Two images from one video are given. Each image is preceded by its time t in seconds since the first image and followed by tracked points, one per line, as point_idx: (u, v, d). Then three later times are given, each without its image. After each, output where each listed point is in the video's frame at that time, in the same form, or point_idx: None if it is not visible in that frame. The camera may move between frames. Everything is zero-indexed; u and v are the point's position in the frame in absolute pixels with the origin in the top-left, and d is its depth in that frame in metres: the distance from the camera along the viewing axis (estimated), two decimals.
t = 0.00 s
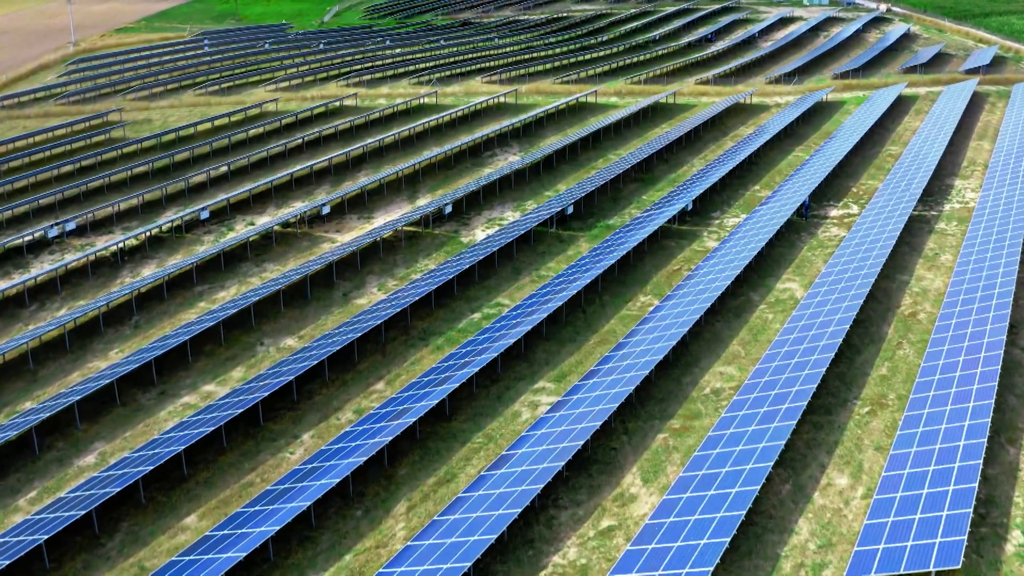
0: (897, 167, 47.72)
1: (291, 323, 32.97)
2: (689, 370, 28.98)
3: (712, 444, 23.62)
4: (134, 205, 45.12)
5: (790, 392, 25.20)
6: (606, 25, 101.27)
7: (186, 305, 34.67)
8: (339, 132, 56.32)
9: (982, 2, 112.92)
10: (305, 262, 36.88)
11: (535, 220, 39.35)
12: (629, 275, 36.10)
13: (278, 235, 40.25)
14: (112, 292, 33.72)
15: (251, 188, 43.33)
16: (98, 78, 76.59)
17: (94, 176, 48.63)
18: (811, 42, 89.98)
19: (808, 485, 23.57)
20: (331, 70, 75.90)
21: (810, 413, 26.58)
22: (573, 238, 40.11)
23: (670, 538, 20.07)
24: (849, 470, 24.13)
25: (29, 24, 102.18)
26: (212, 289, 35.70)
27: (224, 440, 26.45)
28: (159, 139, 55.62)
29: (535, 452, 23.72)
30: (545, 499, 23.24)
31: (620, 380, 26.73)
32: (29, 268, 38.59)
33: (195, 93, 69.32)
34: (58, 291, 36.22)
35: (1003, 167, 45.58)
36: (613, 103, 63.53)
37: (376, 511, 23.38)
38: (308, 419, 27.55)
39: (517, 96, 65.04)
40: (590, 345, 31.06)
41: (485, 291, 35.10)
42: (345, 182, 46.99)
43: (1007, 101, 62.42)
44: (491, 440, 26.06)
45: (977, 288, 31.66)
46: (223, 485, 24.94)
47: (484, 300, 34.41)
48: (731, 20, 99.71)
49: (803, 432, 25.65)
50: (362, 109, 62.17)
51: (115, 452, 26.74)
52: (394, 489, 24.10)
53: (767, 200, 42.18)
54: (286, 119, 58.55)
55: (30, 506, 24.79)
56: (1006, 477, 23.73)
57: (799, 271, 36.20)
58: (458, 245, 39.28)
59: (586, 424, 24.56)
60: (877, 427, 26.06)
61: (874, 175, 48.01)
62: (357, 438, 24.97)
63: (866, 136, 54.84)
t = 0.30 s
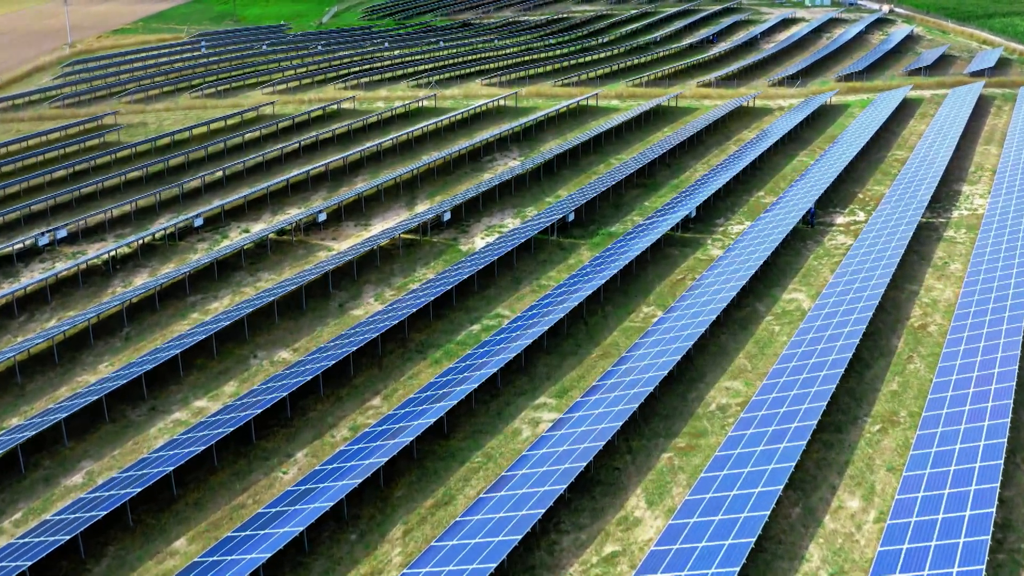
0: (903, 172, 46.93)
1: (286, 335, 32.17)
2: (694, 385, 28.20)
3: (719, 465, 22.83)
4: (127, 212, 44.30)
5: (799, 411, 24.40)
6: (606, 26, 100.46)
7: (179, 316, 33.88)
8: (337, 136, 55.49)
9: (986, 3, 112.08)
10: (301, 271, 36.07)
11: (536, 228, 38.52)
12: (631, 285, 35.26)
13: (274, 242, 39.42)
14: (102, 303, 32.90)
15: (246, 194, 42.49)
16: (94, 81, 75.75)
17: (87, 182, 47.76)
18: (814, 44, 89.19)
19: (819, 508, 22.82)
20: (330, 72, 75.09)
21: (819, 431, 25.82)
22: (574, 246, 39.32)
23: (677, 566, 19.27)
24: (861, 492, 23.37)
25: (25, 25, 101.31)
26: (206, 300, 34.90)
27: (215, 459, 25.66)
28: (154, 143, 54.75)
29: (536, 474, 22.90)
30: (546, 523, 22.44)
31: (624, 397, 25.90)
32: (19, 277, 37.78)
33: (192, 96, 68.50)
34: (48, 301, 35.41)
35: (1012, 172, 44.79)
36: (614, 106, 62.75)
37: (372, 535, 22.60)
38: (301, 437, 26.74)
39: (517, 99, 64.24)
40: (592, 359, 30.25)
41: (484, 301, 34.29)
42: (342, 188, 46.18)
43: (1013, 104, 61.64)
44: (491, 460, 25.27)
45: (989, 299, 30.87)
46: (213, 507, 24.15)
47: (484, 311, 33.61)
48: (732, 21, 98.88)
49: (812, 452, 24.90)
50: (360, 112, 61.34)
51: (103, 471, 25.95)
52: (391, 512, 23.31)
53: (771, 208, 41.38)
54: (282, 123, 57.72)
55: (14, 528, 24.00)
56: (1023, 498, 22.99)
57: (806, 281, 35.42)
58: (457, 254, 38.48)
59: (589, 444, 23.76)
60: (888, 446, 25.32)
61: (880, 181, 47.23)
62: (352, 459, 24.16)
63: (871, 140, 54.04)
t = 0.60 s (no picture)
0: (910, 177, 46.14)
1: (280, 348, 31.35)
2: (699, 401, 27.38)
3: (727, 488, 22.01)
4: (120, 219, 43.45)
5: (809, 430, 23.57)
6: (607, 27, 99.66)
7: (171, 327, 33.06)
8: (334, 140, 54.66)
9: (988, 5, 111.34)
10: (296, 281, 35.24)
11: (537, 235, 37.68)
12: (634, 295, 34.43)
13: (268, 251, 38.60)
14: (92, 315, 32.07)
15: (241, 201, 41.66)
16: (89, 84, 74.88)
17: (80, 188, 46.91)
18: (817, 45, 88.41)
19: (830, 532, 22.03)
20: (327, 74, 74.24)
21: (829, 451, 25.03)
22: (575, 254, 38.50)
23: None
24: (873, 516, 22.58)
25: (21, 27, 100.44)
26: (198, 310, 34.08)
27: (206, 479, 24.82)
28: (148, 147, 53.90)
29: (537, 497, 22.05)
30: (548, 548, 21.63)
31: (628, 415, 25.04)
32: (9, 286, 36.93)
33: (188, 99, 67.64)
34: (38, 312, 34.57)
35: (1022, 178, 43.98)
36: (615, 109, 61.94)
37: (367, 560, 21.79)
38: (295, 456, 25.93)
39: (517, 102, 63.42)
40: (594, 373, 29.45)
41: (484, 312, 33.48)
42: (339, 194, 45.34)
43: (1020, 107, 60.82)
44: (490, 480, 24.45)
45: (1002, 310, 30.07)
46: (203, 530, 23.33)
47: (483, 322, 32.80)
48: (734, 22, 98.06)
49: (823, 473, 24.12)
50: (358, 116, 60.51)
51: (90, 492, 25.12)
52: (387, 536, 22.50)
53: (776, 215, 40.57)
54: (279, 126, 56.87)
55: None
56: None
57: (813, 290, 34.63)
58: (457, 262, 37.65)
59: (591, 465, 22.93)
60: (901, 466, 24.52)
61: (886, 187, 46.45)
62: (346, 480, 23.33)
63: (877, 144, 53.23)
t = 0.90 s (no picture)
0: (917, 183, 45.34)
1: (274, 362, 30.54)
2: (705, 418, 26.57)
3: (736, 513, 21.17)
4: (112, 226, 42.62)
5: (821, 450, 22.74)
6: (608, 28, 98.91)
7: (162, 340, 32.28)
8: (331, 144, 53.82)
9: (991, 6, 110.62)
10: (291, 291, 34.41)
11: (538, 244, 36.84)
12: (637, 306, 33.61)
13: (263, 260, 37.77)
14: (81, 327, 31.27)
15: (236, 208, 40.83)
16: (85, 86, 74.04)
17: (72, 194, 46.08)
18: (819, 47, 87.67)
19: (842, 559, 21.23)
20: (325, 76, 73.45)
21: (840, 471, 24.24)
22: (577, 263, 37.68)
23: None
24: (887, 541, 21.77)
25: (17, 28, 99.69)
26: (190, 322, 33.28)
27: (196, 501, 23.99)
28: (142, 151, 53.05)
29: (539, 521, 21.20)
30: None
31: (632, 434, 24.18)
32: None
33: (184, 102, 66.83)
34: (26, 322, 33.73)
35: None
36: (617, 112, 61.14)
37: None
38: (288, 476, 25.11)
39: (517, 105, 62.59)
40: (597, 388, 28.63)
41: (483, 324, 32.65)
42: (336, 200, 44.52)
43: None
44: (490, 503, 23.63)
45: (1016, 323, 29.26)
46: (193, 554, 22.50)
47: (482, 334, 31.98)
48: (736, 23, 97.37)
49: (834, 495, 23.34)
50: (355, 119, 59.67)
51: (77, 514, 24.30)
52: (382, 562, 21.68)
53: (782, 222, 39.72)
54: (275, 130, 56.04)
55: None
56: None
57: (821, 301, 33.82)
58: (455, 271, 36.81)
59: (594, 488, 22.09)
60: (915, 488, 23.71)
61: (893, 193, 45.63)
62: (340, 503, 22.47)
63: (882, 149, 52.43)
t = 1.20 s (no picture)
0: (925, 188, 44.48)
1: (268, 376, 29.72)
2: (711, 437, 25.75)
3: (744, 540, 20.34)
4: (104, 233, 41.77)
5: (832, 473, 21.90)
6: (608, 29, 98.09)
7: (152, 353, 31.47)
8: (328, 149, 52.96)
9: (995, 7, 109.77)
10: (286, 302, 33.57)
11: (538, 253, 36.00)
12: (640, 317, 32.79)
13: (257, 269, 36.92)
14: (69, 340, 30.44)
15: (230, 215, 39.98)
16: (80, 88, 73.23)
17: (63, 200, 45.23)
18: (823, 48, 86.84)
19: None
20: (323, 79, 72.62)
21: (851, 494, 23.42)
22: (578, 272, 36.84)
23: None
24: (901, 569, 20.97)
25: (13, 29, 98.90)
26: (182, 334, 32.48)
27: (184, 525, 23.11)
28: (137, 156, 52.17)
29: (539, 548, 20.33)
30: None
31: (636, 455, 23.31)
32: None
33: (179, 104, 66.00)
34: (13, 334, 32.89)
35: None
36: (618, 116, 60.32)
37: None
38: (280, 498, 24.28)
39: (517, 109, 61.73)
40: (599, 404, 27.81)
41: (483, 336, 31.82)
42: (333, 207, 43.68)
43: None
44: (489, 526, 22.80)
45: None
46: None
47: (481, 347, 31.14)
48: (739, 24, 96.59)
49: (845, 519, 22.51)
50: (353, 123, 58.82)
51: (62, 537, 23.47)
52: None
53: (787, 230, 38.84)
54: (272, 134, 55.19)
55: None
56: None
57: (828, 312, 32.99)
58: (454, 281, 35.97)
59: (597, 513, 21.23)
60: (929, 511, 22.87)
61: (900, 199, 44.82)
62: (333, 527, 21.59)
63: (889, 153, 51.58)
